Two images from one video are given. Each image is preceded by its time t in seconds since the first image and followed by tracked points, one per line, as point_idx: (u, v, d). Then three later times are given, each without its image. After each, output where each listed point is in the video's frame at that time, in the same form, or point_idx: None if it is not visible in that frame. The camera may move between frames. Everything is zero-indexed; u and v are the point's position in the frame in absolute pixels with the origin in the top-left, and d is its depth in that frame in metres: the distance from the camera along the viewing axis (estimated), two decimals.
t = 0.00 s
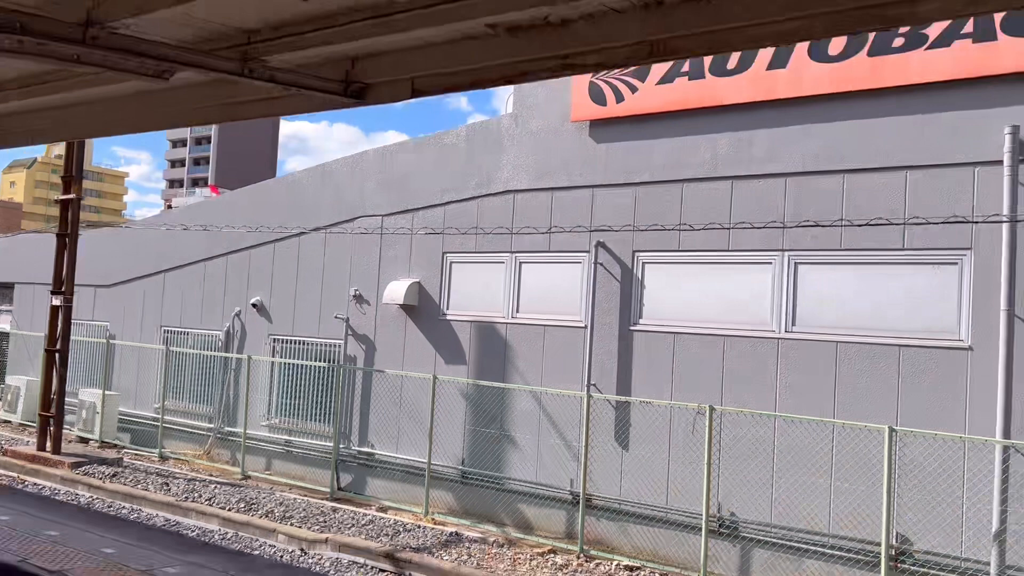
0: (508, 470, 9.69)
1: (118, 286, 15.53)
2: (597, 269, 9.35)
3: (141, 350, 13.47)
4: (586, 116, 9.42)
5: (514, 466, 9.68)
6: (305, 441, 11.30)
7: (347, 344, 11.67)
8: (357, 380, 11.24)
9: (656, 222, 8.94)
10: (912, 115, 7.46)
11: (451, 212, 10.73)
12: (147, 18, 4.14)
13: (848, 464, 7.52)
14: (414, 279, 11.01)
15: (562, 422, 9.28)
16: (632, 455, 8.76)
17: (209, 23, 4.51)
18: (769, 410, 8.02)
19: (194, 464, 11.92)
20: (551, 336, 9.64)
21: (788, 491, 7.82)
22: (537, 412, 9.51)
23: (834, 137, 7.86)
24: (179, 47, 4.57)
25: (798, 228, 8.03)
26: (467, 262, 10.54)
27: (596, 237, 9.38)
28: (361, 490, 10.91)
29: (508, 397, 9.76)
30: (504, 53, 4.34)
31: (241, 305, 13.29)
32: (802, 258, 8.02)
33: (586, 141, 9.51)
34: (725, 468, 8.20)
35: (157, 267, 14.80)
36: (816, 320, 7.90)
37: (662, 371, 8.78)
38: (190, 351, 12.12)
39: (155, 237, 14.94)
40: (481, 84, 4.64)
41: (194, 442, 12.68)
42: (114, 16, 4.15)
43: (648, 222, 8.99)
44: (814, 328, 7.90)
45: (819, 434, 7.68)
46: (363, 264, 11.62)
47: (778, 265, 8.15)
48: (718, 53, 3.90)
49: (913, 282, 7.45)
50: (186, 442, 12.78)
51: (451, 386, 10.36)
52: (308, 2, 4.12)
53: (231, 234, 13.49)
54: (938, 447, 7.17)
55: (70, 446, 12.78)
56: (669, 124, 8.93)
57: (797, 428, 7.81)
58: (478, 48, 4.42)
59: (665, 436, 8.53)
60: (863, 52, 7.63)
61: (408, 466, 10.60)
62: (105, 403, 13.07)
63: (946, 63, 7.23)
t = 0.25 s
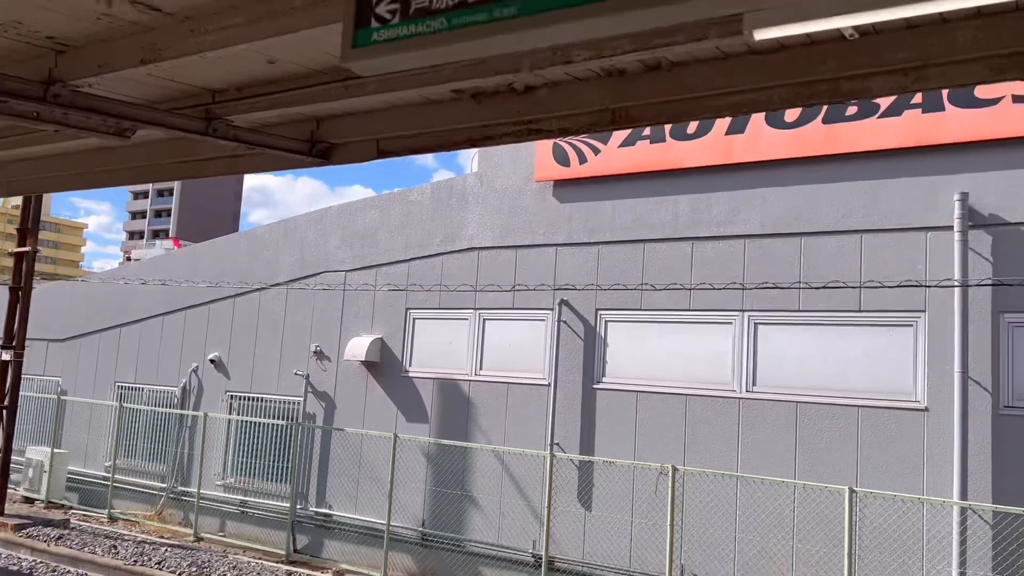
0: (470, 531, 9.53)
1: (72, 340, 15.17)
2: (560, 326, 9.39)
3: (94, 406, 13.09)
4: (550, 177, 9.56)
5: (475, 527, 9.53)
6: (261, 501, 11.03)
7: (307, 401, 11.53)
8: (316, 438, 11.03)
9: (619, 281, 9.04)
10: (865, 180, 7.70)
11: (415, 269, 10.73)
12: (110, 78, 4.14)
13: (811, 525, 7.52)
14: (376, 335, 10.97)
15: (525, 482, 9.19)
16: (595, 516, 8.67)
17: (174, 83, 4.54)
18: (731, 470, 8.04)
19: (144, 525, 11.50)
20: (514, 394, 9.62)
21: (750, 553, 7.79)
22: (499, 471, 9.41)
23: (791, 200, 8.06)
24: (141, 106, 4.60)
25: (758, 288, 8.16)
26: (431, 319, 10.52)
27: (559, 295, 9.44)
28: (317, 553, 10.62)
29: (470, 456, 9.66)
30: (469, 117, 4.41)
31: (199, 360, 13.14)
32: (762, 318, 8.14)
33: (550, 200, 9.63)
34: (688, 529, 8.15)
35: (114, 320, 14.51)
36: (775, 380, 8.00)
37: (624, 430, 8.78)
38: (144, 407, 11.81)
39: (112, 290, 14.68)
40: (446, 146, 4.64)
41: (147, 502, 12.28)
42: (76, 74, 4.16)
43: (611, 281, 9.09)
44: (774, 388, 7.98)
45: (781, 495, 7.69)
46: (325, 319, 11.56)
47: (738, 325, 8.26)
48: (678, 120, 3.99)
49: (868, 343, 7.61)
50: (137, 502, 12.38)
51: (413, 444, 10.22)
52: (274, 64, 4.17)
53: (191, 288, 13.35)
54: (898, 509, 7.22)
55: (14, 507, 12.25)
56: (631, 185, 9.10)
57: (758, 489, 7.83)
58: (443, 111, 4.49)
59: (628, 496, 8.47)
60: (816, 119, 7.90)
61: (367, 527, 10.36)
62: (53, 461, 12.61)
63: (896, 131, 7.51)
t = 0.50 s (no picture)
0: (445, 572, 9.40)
1: (40, 377, 14.88)
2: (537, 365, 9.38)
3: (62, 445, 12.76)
4: (527, 215, 9.61)
5: (450, 568, 9.40)
6: (231, 542, 10.80)
7: (280, 439, 11.39)
8: (289, 478, 10.85)
9: (595, 320, 9.07)
10: (837, 221, 7.82)
11: (391, 306, 10.69)
12: (84, 115, 4.13)
13: (790, 566, 7.45)
14: (352, 373, 10.90)
15: (501, 523, 9.08)
16: (573, 557, 8.56)
17: (149, 120, 4.54)
18: (708, 511, 8.02)
19: (110, 568, 11.15)
20: (490, 433, 9.56)
21: None
22: (475, 512, 9.30)
23: (764, 240, 8.16)
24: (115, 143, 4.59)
25: (733, 328, 8.21)
26: (407, 356, 10.48)
27: (536, 333, 9.44)
28: None
29: (446, 497, 9.54)
30: (446, 157, 4.43)
31: (170, 399, 12.96)
32: (738, 356, 8.18)
33: (527, 238, 9.67)
34: (666, 570, 8.07)
35: (84, 357, 14.28)
36: (751, 419, 8.01)
37: (601, 469, 8.76)
38: (113, 447, 11.53)
39: (83, 326, 14.46)
40: (422, 186, 4.62)
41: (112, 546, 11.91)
42: (49, 111, 4.14)
43: (588, 319, 9.11)
44: (750, 427, 8.00)
45: (759, 535, 7.65)
46: (300, 357, 11.46)
47: (714, 363, 8.29)
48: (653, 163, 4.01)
49: (842, 382, 7.65)
50: (103, 546, 11.99)
51: (387, 485, 10.07)
52: (250, 102, 4.19)
53: (163, 325, 13.20)
54: (876, 550, 7.19)
55: None
56: (607, 224, 9.17)
57: (736, 530, 7.78)
58: (420, 150, 4.51)
59: (605, 538, 8.39)
60: (789, 161, 8.05)
61: (338, 568, 10.14)
62: (16, 503, 12.22)
63: (866, 173, 7.66)
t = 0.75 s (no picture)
0: None
1: (12, 415, 14.61)
2: (518, 402, 9.37)
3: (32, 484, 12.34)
4: (508, 251, 9.64)
5: None
6: None
7: (257, 478, 11.26)
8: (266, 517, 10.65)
9: (576, 356, 9.07)
10: (815, 258, 7.92)
11: (371, 342, 10.63)
12: (63, 153, 4.12)
13: None
14: (330, 410, 10.82)
15: (482, 562, 8.98)
16: None
17: (129, 157, 4.53)
18: (690, 549, 7.98)
19: None
20: (471, 471, 9.52)
21: None
22: (455, 551, 9.19)
23: (743, 276, 8.23)
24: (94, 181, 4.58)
25: (713, 364, 8.24)
26: (387, 393, 10.41)
27: (517, 369, 9.43)
28: None
29: (426, 536, 9.43)
30: (427, 196, 4.45)
31: (145, 437, 12.81)
32: (718, 393, 8.20)
33: (508, 275, 9.69)
34: None
35: (58, 394, 14.05)
36: (731, 456, 8.02)
37: (582, 508, 8.72)
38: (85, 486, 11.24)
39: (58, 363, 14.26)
40: (403, 223, 4.61)
41: None
42: (27, 149, 4.13)
43: (568, 356, 9.11)
44: (730, 464, 8.01)
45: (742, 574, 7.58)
46: (278, 394, 11.35)
47: (694, 400, 8.30)
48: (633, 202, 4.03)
49: (822, 419, 7.67)
50: None
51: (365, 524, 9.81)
52: (231, 141, 4.20)
53: (139, 362, 13.06)
54: None
55: None
56: (587, 260, 9.22)
57: (718, 568, 7.73)
58: (401, 188, 4.53)
59: None
60: (766, 199, 8.16)
61: None
62: None
63: (843, 212, 7.77)
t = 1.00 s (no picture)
0: None
1: None
2: (506, 431, 9.33)
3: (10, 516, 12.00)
4: (495, 279, 9.64)
5: None
6: None
7: (242, 510, 11.15)
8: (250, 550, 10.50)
9: (563, 385, 9.06)
10: (800, 286, 7.97)
11: (358, 371, 10.56)
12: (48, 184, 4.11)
13: None
14: (316, 441, 10.74)
15: None
16: None
17: (116, 188, 4.53)
18: None
19: None
20: (458, 501, 9.47)
21: None
22: None
23: (729, 305, 8.27)
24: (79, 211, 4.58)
25: (700, 393, 8.25)
26: (373, 423, 10.34)
27: (504, 399, 9.40)
28: None
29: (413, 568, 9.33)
30: (415, 226, 4.46)
31: (128, 469, 12.67)
32: (705, 422, 8.21)
33: (495, 303, 9.69)
34: None
35: (39, 426, 13.87)
36: (719, 486, 8.00)
37: (570, 538, 8.67)
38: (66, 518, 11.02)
39: (40, 394, 14.10)
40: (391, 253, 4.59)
41: None
42: (13, 180, 4.11)
43: (556, 385, 9.09)
44: (718, 493, 7.99)
45: None
46: (264, 424, 11.25)
47: (682, 429, 8.30)
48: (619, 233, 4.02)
49: (809, 448, 7.67)
50: None
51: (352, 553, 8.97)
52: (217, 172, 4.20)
53: (123, 393, 12.93)
54: None
55: None
56: (575, 289, 9.24)
57: None
58: (388, 219, 4.53)
59: None
60: (751, 228, 8.22)
61: None
62: None
63: (828, 241, 7.83)
